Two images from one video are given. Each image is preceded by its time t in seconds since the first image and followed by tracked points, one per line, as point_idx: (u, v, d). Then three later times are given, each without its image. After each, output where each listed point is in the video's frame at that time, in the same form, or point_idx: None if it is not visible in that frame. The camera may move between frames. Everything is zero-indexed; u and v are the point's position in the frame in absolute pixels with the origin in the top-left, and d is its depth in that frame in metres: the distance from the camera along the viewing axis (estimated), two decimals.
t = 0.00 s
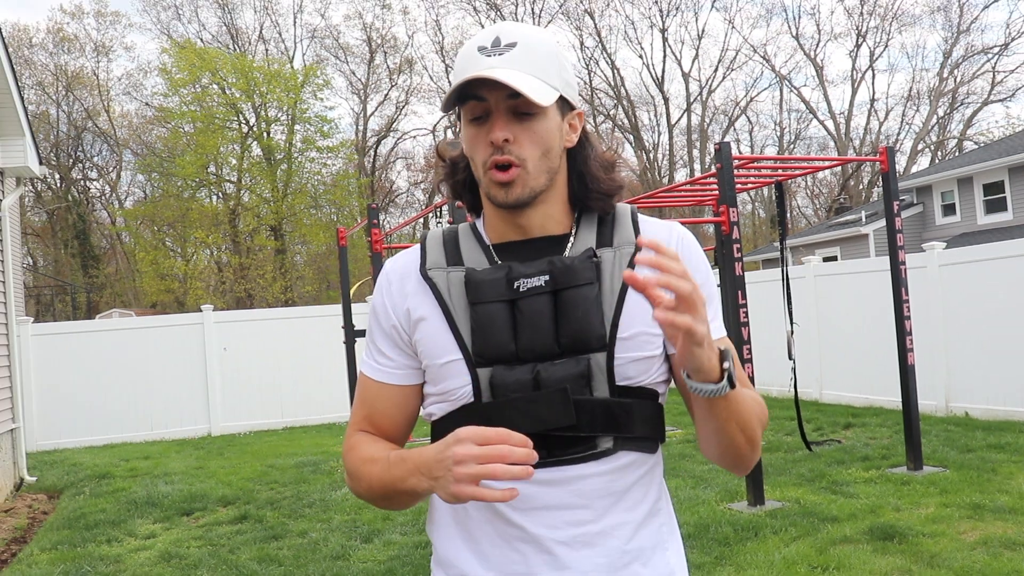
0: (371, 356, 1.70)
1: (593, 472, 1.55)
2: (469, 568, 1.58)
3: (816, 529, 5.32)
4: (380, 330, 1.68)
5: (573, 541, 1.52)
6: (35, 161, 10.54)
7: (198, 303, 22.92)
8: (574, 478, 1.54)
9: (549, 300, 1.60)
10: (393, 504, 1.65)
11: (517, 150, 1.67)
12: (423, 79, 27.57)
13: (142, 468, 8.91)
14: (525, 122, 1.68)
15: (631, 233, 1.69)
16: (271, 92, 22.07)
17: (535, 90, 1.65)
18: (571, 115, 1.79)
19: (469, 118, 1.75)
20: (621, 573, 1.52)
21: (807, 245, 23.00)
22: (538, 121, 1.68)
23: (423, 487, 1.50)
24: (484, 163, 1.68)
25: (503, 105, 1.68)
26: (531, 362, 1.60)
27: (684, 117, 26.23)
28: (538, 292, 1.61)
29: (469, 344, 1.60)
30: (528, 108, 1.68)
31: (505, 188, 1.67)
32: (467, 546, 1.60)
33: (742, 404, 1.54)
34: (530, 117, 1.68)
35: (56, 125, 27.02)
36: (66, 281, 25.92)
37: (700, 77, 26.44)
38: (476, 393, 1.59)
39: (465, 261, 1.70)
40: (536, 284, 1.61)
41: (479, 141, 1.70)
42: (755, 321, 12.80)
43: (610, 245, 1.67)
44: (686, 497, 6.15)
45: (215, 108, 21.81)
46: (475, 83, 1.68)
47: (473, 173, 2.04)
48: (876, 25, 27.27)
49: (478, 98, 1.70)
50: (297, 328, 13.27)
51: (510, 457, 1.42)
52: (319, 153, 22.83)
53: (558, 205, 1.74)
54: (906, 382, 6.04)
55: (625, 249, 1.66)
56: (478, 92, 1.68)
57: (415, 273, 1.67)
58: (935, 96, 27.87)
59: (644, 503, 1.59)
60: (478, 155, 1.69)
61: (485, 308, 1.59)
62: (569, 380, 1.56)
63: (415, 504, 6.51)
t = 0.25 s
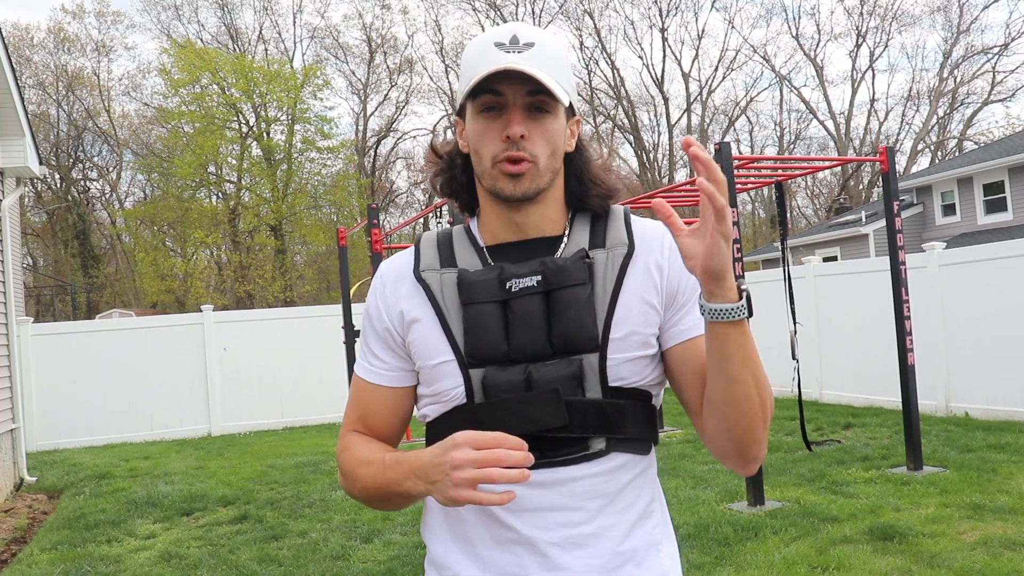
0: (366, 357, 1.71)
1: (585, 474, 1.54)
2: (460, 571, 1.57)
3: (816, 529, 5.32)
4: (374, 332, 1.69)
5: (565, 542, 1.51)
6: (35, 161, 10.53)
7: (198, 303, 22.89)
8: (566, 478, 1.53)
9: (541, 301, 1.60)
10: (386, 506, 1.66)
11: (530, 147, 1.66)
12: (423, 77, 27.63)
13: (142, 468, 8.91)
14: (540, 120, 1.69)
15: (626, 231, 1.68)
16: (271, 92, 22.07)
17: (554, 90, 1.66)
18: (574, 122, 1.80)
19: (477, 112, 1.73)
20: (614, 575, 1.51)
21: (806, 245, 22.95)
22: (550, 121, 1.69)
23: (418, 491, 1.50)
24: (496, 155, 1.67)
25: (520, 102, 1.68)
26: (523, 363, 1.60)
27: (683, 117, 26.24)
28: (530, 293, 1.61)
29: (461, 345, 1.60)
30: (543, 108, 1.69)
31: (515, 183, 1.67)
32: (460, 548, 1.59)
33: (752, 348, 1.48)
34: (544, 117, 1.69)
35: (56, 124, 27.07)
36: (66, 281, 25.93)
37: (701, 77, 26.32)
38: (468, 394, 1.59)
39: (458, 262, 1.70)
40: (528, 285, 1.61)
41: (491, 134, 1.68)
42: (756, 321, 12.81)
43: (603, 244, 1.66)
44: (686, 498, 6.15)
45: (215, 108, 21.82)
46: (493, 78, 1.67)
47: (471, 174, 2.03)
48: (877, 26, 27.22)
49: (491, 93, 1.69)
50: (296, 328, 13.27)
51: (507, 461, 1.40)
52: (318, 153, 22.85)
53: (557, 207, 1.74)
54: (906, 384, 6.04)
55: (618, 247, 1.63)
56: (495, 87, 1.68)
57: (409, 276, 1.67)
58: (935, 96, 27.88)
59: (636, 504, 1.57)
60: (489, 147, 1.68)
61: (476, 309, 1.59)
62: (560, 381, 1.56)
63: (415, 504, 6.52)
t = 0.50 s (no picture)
0: (359, 360, 1.72)
1: (576, 476, 1.53)
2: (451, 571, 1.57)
3: (816, 529, 5.32)
4: (366, 335, 1.69)
5: (556, 544, 1.50)
6: (35, 161, 10.52)
7: (198, 304, 22.87)
8: (557, 481, 1.53)
9: (532, 302, 1.60)
10: (380, 507, 1.67)
11: (523, 137, 1.67)
12: (423, 77, 27.64)
13: (142, 467, 8.91)
14: (531, 112, 1.70)
15: (617, 233, 1.67)
16: (271, 92, 22.07)
17: (543, 80, 1.68)
18: (560, 118, 1.82)
19: (465, 110, 1.74)
20: None
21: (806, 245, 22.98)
22: (539, 112, 1.71)
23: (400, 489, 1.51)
24: (489, 147, 1.68)
25: (508, 95, 1.71)
26: (515, 365, 1.59)
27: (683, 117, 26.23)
28: (521, 295, 1.60)
29: (452, 347, 1.60)
30: (533, 99, 1.71)
31: (510, 173, 1.67)
32: (452, 549, 1.59)
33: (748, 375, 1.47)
34: (533, 108, 1.70)
35: (56, 124, 27.02)
36: (65, 281, 25.96)
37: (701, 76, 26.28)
38: (459, 395, 1.58)
39: (450, 264, 1.70)
40: (519, 287, 1.61)
41: (483, 127, 1.69)
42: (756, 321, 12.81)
43: (594, 245, 1.65)
44: (686, 497, 6.15)
45: (214, 108, 21.84)
46: (478, 72, 1.69)
47: (460, 178, 2.03)
48: (877, 25, 27.22)
49: (479, 89, 1.71)
50: (296, 328, 13.29)
51: (477, 456, 1.39)
52: (318, 153, 22.88)
53: (550, 202, 1.75)
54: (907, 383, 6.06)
55: (609, 250, 1.63)
56: (482, 82, 1.70)
57: (400, 278, 1.67)
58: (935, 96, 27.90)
59: (627, 506, 1.56)
60: (482, 140, 1.69)
61: (467, 311, 1.59)
62: (551, 382, 1.55)
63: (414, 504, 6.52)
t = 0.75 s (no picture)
0: (353, 363, 1.72)
1: (574, 476, 1.54)
2: (448, 572, 1.57)
3: (816, 529, 5.31)
4: (360, 338, 1.69)
5: (555, 544, 1.50)
6: (35, 161, 10.52)
7: (198, 304, 22.85)
8: (555, 481, 1.53)
9: (527, 303, 1.59)
10: (376, 510, 1.67)
11: (509, 133, 1.68)
12: (423, 77, 27.65)
13: (142, 467, 8.91)
14: (516, 111, 1.71)
15: (611, 233, 1.67)
16: (271, 92, 22.08)
17: (529, 80, 1.69)
18: (549, 118, 1.83)
19: (454, 113, 1.75)
20: None
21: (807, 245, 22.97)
22: (526, 110, 1.72)
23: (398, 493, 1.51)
24: (476, 145, 1.68)
25: (494, 94, 1.72)
26: (511, 367, 1.59)
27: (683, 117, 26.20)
28: (516, 297, 1.60)
29: (448, 349, 1.60)
30: (517, 99, 1.72)
31: (497, 170, 1.67)
32: (448, 550, 1.59)
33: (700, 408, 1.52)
34: (519, 107, 1.71)
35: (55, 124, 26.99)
36: (65, 282, 26.00)
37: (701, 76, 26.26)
38: (456, 398, 1.58)
39: (444, 266, 1.70)
40: (514, 288, 1.61)
41: (470, 127, 1.70)
42: (757, 321, 12.81)
43: (588, 245, 1.66)
44: (686, 497, 6.14)
45: (214, 108, 21.83)
46: (464, 72, 1.71)
47: (451, 182, 2.04)
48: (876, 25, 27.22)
49: (466, 90, 1.73)
50: (296, 328, 13.29)
51: (477, 457, 1.39)
52: (318, 153, 22.89)
53: (542, 201, 1.75)
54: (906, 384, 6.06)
55: (603, 250, 1.63)
56: (469, 82, 1.72)
57: (395, 281, 1.67)
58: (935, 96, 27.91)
59: (624, 507, 1.57)
60: (468, 139, 1.69)
61: (463, 313, 1.59)
62: (548, 383, 1.55)
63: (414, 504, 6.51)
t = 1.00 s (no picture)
0: (351, 365, 1.72)
1: (572, 477, 1.54)
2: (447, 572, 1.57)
3: (816, 529, 5.32)
4: (358, 341, 1.69)
5: (555, 544, 1.51)
6: (35, 161, 10.53)
7: (197, 304, 22.83)
8: (554, 481, 1.54)
9: (525, 305, 1.58)
10: (377, 512, 1.68)
11: (503, 133, 1.68)
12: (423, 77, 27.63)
13: (142, 467, 8.91)
14: (509, 112, 1.71)
15: (608, 232, 1.67)
16: (271, 92, 22.07)
17: (522, 78, 1.69)
18: (545, 118, 1.83)
19: (448, 114, 1.76)
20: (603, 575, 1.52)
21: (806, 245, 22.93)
22: (519, 110, 1.71)
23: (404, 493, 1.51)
24: (468, 148, 1.68)
25: (487, 95, 1.72)
26: (509, 367, 1.59)
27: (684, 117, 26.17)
28: (513, 297, 1.59)
29: (446, 350, 1.60)
30: (511, 99, 1.72)
31: (491, 172, 1.67)
32: (448, 551, 1.59)
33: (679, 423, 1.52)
34: (513, 107, 1.71)
35: (55, 123, 26.96)
36: (64, 282, 26.02)
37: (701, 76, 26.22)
38: (456, 399, 1.59)
39: (441, 267, 1.70)
40: (511, 289, 1.60)
41: (463, 129, 1.71)
42: (757, 321, 12.81)
43: (584, 245, 1.66)
44: (686, 497, 6.14)
45: (214, 107, 21.86)
46: (458, 72, 1.71)
47: (445, 184, 2.04)
48: (877, 26, 27.21)
49: (460, 90, 1.73)
50: (295, 328, 13.29)
51: (486, 457, 1.40)
52: (318, 152, 22.89)
53: (537, 201, 1.75)
54: (906, 383, 6.06)
55: (600, 250, 1.63)
56: (463, 82, 1.72)
57: (393, 282, 1.67)
58: (935, 95, 27.90)
59: (622, 506, 1.58)
60: (461, 141, 1.70)
61: (460, 315, 1.59)
62: (547, 384, 1.55)
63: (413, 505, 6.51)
